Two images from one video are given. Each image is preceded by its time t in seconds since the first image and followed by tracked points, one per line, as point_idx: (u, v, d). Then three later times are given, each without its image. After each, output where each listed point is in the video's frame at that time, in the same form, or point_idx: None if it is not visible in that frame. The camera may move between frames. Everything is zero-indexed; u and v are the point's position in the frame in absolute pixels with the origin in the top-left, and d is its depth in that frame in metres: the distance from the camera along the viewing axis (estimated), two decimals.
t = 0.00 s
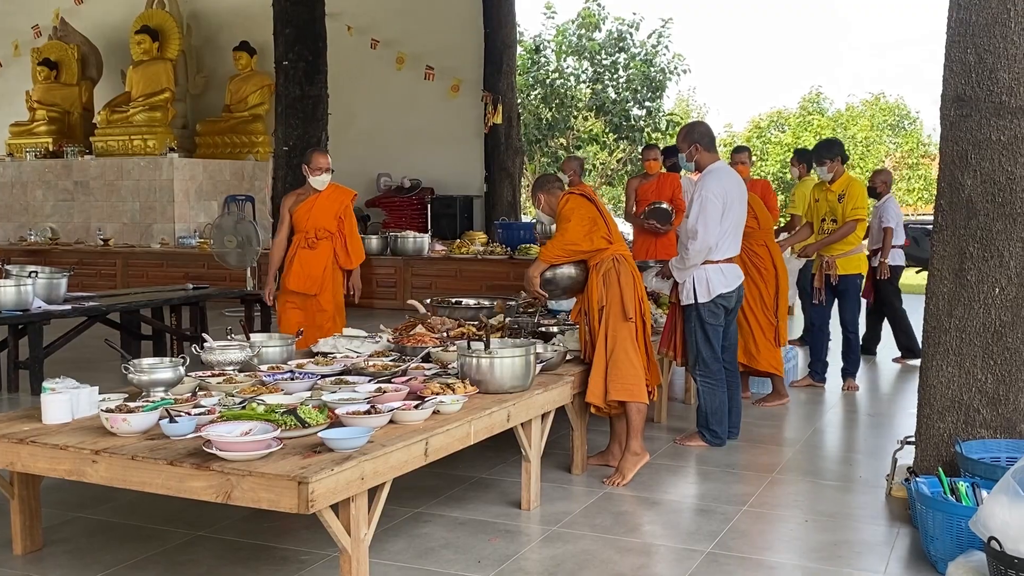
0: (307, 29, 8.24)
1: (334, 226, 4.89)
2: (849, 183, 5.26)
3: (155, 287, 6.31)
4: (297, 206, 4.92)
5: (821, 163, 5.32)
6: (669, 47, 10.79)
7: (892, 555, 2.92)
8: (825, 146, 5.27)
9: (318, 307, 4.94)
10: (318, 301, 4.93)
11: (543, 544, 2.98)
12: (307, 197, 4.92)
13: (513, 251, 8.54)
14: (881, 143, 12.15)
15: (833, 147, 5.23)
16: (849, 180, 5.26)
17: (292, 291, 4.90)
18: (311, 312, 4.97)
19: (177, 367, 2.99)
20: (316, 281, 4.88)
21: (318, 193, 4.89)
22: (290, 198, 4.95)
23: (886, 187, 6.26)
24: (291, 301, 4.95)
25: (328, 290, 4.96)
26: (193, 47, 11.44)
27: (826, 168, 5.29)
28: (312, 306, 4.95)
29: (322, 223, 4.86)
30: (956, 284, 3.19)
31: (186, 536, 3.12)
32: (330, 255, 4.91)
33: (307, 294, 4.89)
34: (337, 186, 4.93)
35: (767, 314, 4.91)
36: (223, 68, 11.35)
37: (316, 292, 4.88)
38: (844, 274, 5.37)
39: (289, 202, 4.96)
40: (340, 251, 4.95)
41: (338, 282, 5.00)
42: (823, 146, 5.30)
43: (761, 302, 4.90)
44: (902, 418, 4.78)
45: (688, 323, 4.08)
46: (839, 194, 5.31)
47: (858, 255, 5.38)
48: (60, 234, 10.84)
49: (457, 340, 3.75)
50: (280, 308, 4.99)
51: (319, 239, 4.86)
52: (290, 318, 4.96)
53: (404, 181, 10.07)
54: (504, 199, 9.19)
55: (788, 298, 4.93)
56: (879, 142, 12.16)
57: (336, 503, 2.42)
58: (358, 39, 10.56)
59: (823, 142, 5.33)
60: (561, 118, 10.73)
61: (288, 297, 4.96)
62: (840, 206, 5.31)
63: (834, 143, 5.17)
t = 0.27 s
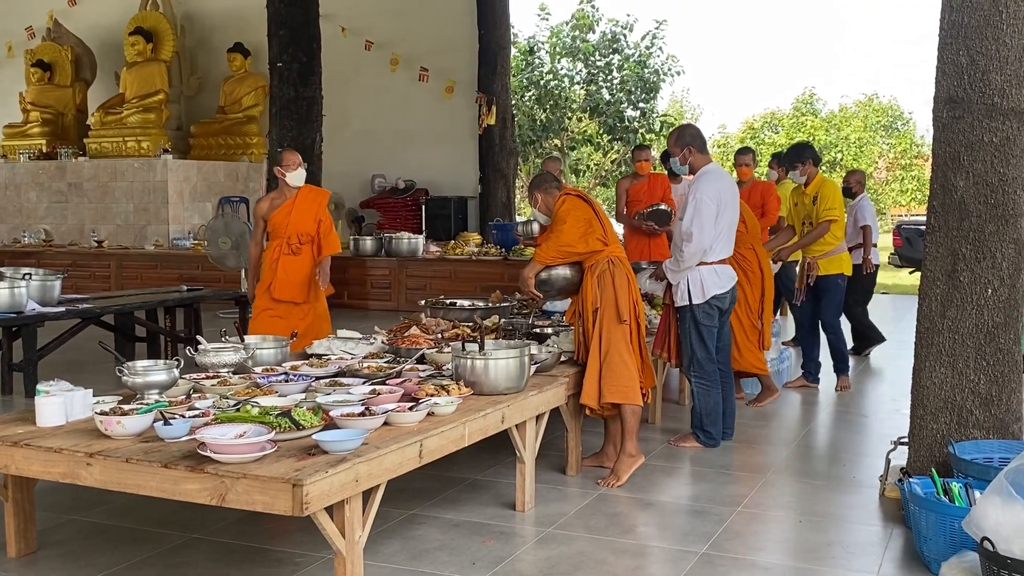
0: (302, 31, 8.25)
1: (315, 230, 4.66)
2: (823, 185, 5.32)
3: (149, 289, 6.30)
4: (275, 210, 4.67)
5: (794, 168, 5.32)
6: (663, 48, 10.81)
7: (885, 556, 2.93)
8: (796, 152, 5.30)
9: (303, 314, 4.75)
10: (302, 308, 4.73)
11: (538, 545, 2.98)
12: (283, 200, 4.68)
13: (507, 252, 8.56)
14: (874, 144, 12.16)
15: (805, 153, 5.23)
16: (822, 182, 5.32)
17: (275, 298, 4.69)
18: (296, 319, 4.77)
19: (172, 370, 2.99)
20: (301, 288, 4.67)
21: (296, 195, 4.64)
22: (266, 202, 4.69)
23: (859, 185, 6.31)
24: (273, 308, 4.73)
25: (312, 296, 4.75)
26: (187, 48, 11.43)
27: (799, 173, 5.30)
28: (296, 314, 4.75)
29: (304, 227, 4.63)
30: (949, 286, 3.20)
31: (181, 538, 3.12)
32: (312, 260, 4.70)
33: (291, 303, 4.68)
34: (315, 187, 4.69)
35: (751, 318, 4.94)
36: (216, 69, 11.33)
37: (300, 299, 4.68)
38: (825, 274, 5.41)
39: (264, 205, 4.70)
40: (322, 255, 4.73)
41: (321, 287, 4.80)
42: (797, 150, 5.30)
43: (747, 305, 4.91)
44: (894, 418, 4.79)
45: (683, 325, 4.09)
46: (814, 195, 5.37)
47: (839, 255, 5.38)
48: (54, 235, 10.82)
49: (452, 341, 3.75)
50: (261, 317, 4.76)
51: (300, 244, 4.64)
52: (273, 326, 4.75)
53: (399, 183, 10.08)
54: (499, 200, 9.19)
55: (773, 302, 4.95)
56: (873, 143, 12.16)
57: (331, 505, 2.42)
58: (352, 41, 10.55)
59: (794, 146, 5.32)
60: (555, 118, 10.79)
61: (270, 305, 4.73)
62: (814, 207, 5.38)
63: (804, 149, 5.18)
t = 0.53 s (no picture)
0: (295, 32, 8.23)
1: (278, 230, 4.43)
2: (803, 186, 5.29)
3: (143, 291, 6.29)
4: (235, 207, 4.40)
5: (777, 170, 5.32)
6: (657, 49, 10.82)
7: (880, 555, 2.93)
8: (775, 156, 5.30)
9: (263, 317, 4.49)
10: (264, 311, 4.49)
11: (532, 545, 2.98)
12: (244, 197, 4.42)
13: (502, 252, 8.56)
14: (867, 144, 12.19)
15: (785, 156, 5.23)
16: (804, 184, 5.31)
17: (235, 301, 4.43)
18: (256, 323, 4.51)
19: (165, 371, 2.98)
20: (263, 290, 4.43)
21: (258, 193, 4.39)
22: (224, 199, 4.41)
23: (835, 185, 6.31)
24: (231, 311, 4.47)
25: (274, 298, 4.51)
26: (180, 49, 11.41)
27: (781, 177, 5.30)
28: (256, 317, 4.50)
29: (267, 226, 4.39)
30: (942, 285, 3.21)
31: (175, 539, 3.11)
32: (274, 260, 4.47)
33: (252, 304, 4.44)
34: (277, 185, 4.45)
35: (740, 319, 4.93)
36: (210, 70, 11.32)
37: (263, 301, 4.44)
38: (813, 274, 5.43)
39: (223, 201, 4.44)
40: (285, 255, 4.50)
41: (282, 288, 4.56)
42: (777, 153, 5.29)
43: (736, 305, 4.92)
44: (886, 417, 4.81)
45: (678, 324, 4.09)
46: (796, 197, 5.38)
47: (828, 254, 5.39)
48: (47, 237, 10.79)
49: (446, 342, 3.75)
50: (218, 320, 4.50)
51: (262, 243, 4.40)
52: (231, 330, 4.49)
53: (393, 184, 10.04)
54: (493, 201, 9.19)
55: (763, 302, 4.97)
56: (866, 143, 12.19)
57: (325, 505, 2.41)
58: (346, 41, 10.55)
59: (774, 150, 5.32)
60: (549, 119, 10.78)
61: (228, 308, 4.47)
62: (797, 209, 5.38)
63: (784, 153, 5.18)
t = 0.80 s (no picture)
0: (290, 33, 8.22)
1: (245, 236, 4.21)
2: (790, 190, 5.26)
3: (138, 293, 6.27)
4: (201, 212, 4.18)
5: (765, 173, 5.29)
6: (651, 50, 10.83)
7: (874, 555, 2.94)
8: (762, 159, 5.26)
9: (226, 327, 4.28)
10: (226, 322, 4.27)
11: (527, 547, 2.98)
12: (213, 200, 4.20)
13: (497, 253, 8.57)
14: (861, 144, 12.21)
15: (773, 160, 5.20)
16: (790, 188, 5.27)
17: (197, 309, 4.24)
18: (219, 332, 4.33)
19: (159, 373, 2.98)
20: (224, 299, 4.21)
21: (224, 197, 4.17)
22: (192, 202, 4.20)
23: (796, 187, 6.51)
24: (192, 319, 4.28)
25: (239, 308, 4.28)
26: (174, 51, 11.39)
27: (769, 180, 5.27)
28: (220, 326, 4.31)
29: (230, 233, 4.16)
30: (935, 285, 3.22)
31: (170, 542, 3.11)
32: (240, 269, 4.23)
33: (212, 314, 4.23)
34: (247, 189, 4.22)
35: (729, 321, 4.95)
36: (204, 72, 11.31)
37: (223, 311, 4.21)
38: (805, 275, 5.44)
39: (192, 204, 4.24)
40: (252, 264, 4.27)
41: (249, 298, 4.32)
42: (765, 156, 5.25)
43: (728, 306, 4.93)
44: (880, 418, 4.82)
45: (672, 325, 4.09)
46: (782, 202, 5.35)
47: (819, 255, 5.40)
48: (41, 239, 10.76)
49: (440, 343, 3.74)
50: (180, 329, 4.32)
51: (226, 251, 4.17)
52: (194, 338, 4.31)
53: (388, 185, 10.04)
54: (488, 202, 9.20)
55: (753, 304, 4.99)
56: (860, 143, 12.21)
57: (319, 508, 2.41)
58: (340, 43, 10.54)
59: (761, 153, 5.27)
60: (544, 120, 10.76)
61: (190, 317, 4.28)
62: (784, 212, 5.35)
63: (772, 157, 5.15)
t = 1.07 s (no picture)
0: (287, 34, 8.21)
1: (216, 238, 4.08)
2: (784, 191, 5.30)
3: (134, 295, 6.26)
4: (175, 214, 4.12)
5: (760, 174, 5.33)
6: (649, 51, 10.84)
7: (872, 556, 2.94)
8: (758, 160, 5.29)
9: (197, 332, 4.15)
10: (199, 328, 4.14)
11: (525, 548, 2.98)
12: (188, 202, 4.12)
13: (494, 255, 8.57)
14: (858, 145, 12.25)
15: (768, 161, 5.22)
16: (785, 189, 5.30)
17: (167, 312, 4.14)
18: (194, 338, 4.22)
19: (156, 376, 2.98)
20: (194, 303, 4.09)
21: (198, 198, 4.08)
22: (168, 203, 4.14)
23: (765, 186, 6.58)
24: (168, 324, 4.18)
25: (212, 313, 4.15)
26: (171, 52, 11.39)
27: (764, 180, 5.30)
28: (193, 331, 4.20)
29: (199, 234, 4.05)
30: (932, 286, 3.22)
31: (167, 544, 3.10)
32: (212, 272, 4.11)
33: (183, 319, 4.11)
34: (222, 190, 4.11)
35: (724, 323, 4.95)
36: (201, 73, 11.31)
37: (193, 315, 4.09)
38: (799, 276, 5.45)
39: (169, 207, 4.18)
40: (225, 267, 4.14)
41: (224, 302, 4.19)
42: (760, 156, 5.28)
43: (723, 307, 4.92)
44: (877, 418, 4.82)
45: (673, 325, 4.10)
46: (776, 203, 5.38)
47: (813, 256, 5.41)
48: (38, 241, 10.75)
49: (438, 345, 3.74)
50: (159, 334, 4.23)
51: (195, 252, 4.07)
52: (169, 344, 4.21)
53: (385, 186, 10.03)
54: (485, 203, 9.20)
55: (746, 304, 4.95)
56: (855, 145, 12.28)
57: (317, 510, 2.41)
58: (337, 44, 10.54)
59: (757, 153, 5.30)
60: (541, 121, 10.74)
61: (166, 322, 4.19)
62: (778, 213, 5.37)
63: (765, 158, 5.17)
